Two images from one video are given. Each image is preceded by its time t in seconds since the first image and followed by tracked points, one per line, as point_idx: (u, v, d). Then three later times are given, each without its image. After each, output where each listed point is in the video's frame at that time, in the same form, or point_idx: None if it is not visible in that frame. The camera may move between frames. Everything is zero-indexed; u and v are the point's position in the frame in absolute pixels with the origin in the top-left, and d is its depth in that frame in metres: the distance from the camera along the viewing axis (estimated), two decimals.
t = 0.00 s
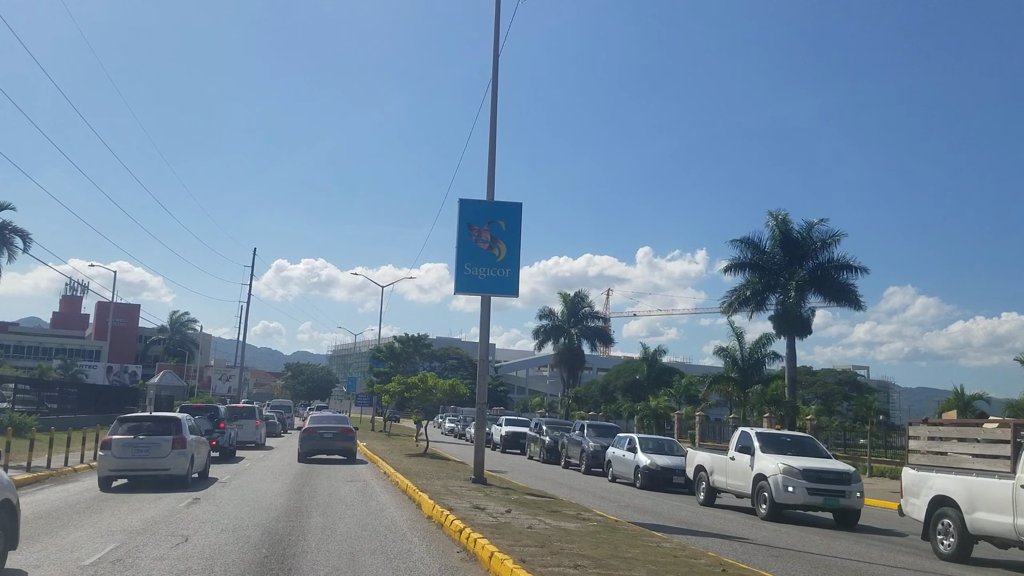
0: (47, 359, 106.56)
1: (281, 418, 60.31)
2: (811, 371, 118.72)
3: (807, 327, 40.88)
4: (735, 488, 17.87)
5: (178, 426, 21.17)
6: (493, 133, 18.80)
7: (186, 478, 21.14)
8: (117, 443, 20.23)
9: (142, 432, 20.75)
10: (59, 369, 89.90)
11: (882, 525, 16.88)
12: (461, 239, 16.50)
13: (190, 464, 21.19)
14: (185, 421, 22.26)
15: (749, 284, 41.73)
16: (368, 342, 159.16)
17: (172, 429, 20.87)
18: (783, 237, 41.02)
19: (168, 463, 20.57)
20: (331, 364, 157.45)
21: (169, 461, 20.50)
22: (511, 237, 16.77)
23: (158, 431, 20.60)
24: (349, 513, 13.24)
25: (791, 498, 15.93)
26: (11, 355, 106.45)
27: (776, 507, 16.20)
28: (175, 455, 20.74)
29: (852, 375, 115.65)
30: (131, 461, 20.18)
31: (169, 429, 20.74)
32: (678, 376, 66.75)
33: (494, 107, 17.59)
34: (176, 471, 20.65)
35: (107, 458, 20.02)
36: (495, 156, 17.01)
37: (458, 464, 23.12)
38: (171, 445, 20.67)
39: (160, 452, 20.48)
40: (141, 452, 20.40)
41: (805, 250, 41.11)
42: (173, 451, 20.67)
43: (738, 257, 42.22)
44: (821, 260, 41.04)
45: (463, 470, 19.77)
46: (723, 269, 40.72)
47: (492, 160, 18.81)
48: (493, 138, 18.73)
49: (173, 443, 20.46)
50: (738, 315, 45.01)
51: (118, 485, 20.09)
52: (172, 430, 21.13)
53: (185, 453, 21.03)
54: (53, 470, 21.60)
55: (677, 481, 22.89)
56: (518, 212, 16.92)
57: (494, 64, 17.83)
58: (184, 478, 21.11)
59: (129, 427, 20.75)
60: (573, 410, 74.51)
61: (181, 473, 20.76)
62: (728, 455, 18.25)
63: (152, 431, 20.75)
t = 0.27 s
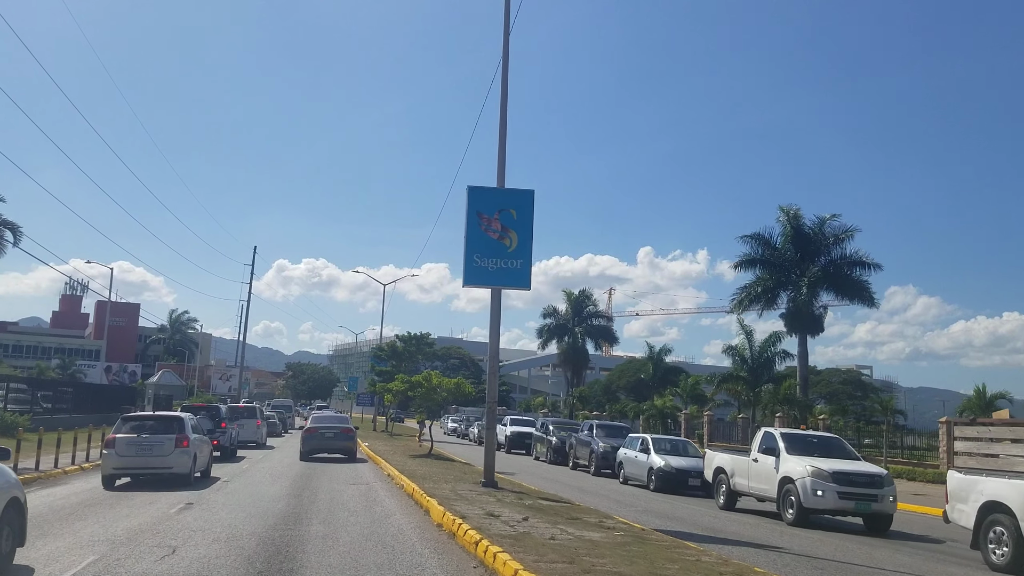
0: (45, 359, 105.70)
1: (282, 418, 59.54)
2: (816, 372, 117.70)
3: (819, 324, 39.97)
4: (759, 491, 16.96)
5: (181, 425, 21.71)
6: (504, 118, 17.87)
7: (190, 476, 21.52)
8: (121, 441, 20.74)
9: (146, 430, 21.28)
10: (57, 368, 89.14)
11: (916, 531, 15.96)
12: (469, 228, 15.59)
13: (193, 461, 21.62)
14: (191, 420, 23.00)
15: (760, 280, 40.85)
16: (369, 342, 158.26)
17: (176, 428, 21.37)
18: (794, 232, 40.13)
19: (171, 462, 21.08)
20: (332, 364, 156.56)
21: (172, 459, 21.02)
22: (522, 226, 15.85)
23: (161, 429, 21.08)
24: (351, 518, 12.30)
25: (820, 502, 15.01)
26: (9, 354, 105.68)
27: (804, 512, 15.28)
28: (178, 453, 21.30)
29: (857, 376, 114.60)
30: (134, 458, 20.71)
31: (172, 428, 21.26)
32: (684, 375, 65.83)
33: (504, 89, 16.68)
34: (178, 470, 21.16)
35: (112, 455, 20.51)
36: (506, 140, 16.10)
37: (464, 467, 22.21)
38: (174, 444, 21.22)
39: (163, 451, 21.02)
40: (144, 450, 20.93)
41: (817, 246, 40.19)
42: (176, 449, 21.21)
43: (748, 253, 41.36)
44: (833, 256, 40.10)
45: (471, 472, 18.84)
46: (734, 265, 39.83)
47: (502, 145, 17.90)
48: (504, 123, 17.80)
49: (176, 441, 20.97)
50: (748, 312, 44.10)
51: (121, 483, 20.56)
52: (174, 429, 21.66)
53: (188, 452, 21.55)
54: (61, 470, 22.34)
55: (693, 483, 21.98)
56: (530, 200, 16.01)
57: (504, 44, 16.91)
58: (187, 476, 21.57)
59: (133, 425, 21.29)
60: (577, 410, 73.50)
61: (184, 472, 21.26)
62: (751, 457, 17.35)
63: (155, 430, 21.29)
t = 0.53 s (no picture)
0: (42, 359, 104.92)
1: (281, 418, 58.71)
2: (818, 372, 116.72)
3: (829, 323, 39.08)
4: (783, 496, 16.07)
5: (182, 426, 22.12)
6: (514, 102, 16.98)
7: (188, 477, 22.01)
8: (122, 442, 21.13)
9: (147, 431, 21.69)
10: (54, 368, 88.26)
11: (951, 540, 15.07)
12: (478, 217, 14.67)
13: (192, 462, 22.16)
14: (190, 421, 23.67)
15: (769, 278, 39.98)
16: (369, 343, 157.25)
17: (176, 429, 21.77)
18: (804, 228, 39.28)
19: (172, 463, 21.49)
20: (331, 364, 155.55)
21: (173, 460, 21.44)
22: (534, 215, 14.92)
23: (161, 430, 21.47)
24: (352, 527, 11.42)
25: (853, 508, 14.12)
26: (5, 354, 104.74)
27: (835, 519, 14.38)
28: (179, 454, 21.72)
29: (861, 376, 113.59)
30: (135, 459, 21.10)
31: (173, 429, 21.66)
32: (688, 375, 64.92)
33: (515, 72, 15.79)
34: (179, 470, 21.57)
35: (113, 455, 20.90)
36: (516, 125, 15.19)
37: (471, 470, 21.36)
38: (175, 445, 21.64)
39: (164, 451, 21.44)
40: (145, 451, 21.33)
41: (827, 243, 39.33)
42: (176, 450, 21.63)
43: (757, 250, 40.48)
44: (845, 253, 39.20)
45: (478, 475, 17.99)
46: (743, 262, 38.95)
47: (512, 132, 16.99)
48: (514, 108, 16.90)
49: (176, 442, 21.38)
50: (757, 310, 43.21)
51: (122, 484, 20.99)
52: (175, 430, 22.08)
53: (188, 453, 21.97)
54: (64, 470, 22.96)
55: (709, 486, 21.15)
56: (542, 187, 15.08)
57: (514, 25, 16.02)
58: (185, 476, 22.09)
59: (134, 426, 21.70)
60: (580, 410, 72.52)
61: (186, 472, 21.71)
62: (775, 459, 16.45)
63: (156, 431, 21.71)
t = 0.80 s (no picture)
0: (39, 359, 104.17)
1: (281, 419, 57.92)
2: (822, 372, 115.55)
3: (841, 320, 38.20)
4: (810, 500, 15.16)
5: (181, 426, 22.66)
6: (524, 89, 16.14)
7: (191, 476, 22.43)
8: (123, 441, 21.59)
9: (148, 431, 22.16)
10: (51, 369, 87.46)
11: (992, 547, 14.12)
12: (486, 203, 13.76)
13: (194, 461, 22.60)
14: (190, 422, 24.17)
15: (779, 274, 39.10)
16: (368, 343, 156.21)
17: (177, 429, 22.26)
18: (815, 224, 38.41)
19: (174, 462, 21.98)
20: (331, 365, 154.58)
21: (174, 460, 21.94)
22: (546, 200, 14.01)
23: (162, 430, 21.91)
24: (352, 538, 10.51)
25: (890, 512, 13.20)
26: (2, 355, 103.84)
27: (869, 524, 13.47)
28: (180, 454, 22.17)
29: (864, 377, 112.52)
30: (137, 459, 21.56)
31: (173, 429, 22.15)
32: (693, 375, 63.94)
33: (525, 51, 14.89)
34: (180, 469, 22.05)
35: (115, 455, 21.36)
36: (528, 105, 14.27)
37: (477, 472, 20.48)
38: (176, 444, 22.13)
39: (165, 451, 21.90)
40: (146, 451, 21.79)
41: (839, 238, 38.44)
42: (177, 450, 22.10)
43: (766, 246, 39.62)
44: (856, 249, 38.28)
45: (487, 479, 17.12)
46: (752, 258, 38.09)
47: (522, 116, 16.09)
48: (524, 95, 16.06)
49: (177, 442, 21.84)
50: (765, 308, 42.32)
51: (124, 483, 21.44)
52: (175, 430, 22.59)
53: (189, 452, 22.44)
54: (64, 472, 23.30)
55: (726, 490, 20.19)
56: (555, 171, 14.12)
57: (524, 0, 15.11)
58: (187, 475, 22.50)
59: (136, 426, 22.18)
60: (583, 410, 71.44)
61: (187, 471, 22.17)
62: (802, 461, 15.53)
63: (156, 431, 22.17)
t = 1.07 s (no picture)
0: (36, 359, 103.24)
1: (282, 418, 57.14)
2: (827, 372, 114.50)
3: (854, 317, 37.28)
4: (841, 504, 14.27)
5: (182, 427, 22.69)
6: (539, 71, 15.21)
7: (191, 477, 22.55)
8: (124, 442, 21.63)
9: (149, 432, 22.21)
10: (49, 369, 86.69)
11: None
12: (498, 188, 12.83)
13: (195, 463, 22.75)
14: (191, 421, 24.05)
15: (791, 270, 38.18)
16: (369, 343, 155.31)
17: (178, 429, 22.32)
18: (828, 219, 37.54)
19: (175, 463, 22.01)
20: (332, 365, 153.74)
21: (175, 461, 21.98)
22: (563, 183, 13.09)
23: (163, 431, 21.95)
24: (356, 550, 9.59)
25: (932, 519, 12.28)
26: None
27: (910, 531, 12.55)
28: (181, 454, 22.22)
29: (868, 376, 111.52)
30: (139, 460, 21.62)
31: (174, 430, 22.19)
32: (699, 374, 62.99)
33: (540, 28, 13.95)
34: (182, 470, 22.11)
35: (116, 456, 21.42)
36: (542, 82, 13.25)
37: (485, 475, 19.59)
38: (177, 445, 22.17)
39: (166, 452, 21.97)
40: (148, 451, 21.85)
41: (852, 233, 37.51)
42: (178, 450, 22.16)
43: (777, 241, 38.72)
44: (870, 245, 37.37)
45: (498, 482, 16.29)
46: (764, 253, 37.18)
47: (537, 98, 15.20)
48: (539, 77, 15.13)
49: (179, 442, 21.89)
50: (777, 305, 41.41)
51: (127, 484, 21.54)
52: (177, 431, 22.64)
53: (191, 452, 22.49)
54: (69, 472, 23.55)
55: (745, 493, 19.32)
56: (572, 152, 13.15)
57: None
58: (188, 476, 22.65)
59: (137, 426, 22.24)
60: (587, 410, 70.43)
61: (189, 472, 22.24)
62: (831, 462, 14.64)
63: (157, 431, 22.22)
